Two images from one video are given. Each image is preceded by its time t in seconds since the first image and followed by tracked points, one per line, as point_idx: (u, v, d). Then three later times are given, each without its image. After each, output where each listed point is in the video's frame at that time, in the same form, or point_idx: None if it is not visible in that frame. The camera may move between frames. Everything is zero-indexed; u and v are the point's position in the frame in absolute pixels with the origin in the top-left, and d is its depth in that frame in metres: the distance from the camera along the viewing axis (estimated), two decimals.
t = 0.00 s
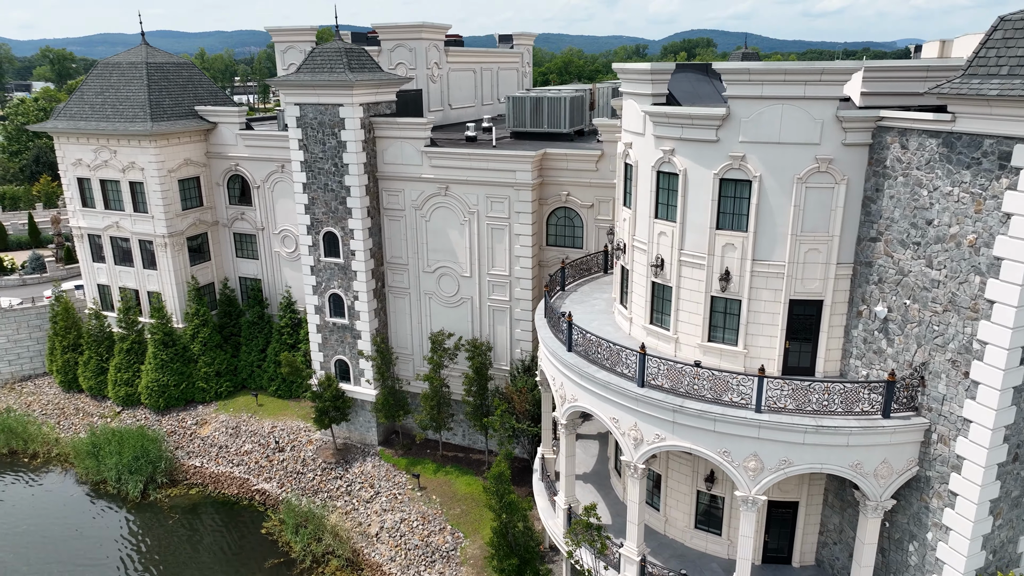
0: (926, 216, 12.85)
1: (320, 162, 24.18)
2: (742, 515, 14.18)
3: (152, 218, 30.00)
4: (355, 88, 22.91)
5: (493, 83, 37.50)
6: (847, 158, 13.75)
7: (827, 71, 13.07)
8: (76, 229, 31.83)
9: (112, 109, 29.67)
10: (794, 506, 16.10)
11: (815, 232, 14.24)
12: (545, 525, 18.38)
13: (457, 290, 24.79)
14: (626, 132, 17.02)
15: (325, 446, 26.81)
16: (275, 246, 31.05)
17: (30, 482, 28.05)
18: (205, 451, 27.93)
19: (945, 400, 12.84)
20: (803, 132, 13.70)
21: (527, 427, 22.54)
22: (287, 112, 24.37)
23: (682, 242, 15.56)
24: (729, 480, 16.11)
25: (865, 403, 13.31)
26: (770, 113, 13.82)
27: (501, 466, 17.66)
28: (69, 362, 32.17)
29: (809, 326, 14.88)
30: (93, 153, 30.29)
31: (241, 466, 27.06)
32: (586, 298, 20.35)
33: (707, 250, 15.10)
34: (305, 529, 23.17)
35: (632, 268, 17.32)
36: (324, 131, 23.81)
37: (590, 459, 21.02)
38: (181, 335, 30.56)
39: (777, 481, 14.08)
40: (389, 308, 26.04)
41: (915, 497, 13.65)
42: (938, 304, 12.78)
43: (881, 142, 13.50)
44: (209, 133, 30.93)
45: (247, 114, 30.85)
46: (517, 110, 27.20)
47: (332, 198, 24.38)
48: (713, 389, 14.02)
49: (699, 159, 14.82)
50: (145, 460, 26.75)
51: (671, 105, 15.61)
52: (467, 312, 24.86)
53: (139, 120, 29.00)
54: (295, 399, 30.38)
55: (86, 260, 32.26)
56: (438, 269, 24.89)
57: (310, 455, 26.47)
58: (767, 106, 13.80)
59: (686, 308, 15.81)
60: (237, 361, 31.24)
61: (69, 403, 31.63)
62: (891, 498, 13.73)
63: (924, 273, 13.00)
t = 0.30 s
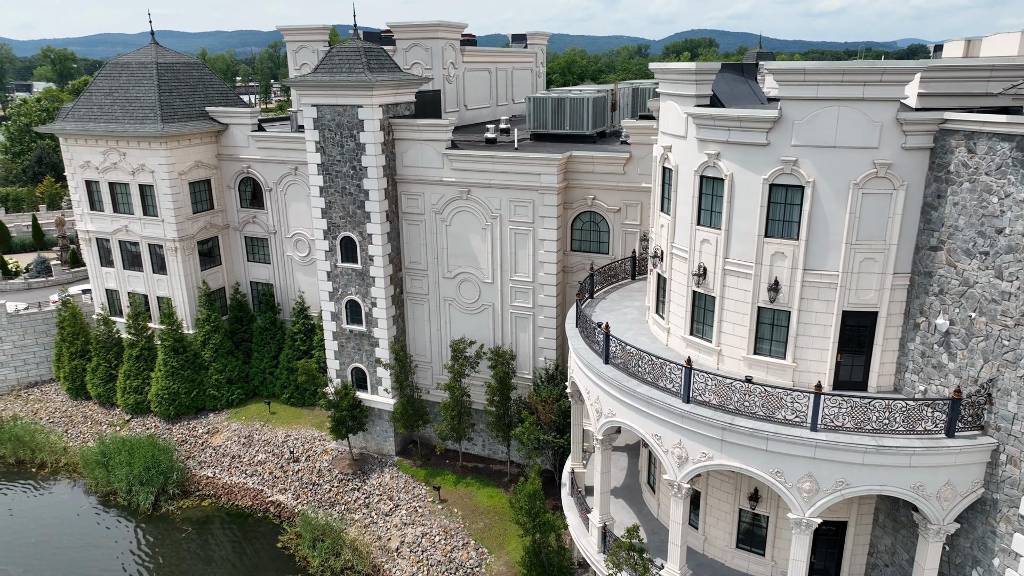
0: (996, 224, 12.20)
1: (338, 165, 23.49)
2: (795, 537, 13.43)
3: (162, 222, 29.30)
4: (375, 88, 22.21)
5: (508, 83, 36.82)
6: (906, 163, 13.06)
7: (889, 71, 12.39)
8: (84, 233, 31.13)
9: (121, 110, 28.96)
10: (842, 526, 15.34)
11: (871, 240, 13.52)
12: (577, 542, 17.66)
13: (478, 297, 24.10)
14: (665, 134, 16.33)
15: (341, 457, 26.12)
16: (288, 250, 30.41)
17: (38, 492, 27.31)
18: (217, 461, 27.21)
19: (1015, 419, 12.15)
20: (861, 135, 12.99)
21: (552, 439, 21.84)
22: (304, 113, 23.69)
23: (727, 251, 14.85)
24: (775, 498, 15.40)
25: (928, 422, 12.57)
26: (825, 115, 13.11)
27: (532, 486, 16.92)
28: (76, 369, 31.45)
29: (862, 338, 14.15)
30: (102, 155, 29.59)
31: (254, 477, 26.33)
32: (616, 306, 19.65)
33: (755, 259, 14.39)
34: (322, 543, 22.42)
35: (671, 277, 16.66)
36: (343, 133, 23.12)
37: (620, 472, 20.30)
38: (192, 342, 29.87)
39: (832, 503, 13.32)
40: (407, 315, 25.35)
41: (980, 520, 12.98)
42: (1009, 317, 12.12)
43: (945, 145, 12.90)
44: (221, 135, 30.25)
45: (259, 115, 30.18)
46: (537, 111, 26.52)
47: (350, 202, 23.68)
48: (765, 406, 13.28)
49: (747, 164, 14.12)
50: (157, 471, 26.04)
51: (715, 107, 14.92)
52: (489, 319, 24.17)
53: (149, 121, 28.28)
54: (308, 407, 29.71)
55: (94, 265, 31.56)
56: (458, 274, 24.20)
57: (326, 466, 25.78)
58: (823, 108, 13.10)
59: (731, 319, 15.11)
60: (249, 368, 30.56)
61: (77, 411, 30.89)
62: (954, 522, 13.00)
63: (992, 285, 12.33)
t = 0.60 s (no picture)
0: None
1: (357, 168, 22.79)
2: (853, 564, 12.70)
3: (173, 226, 28.59)
4: (396, 89, 21.50)
5: (523, 83, 36.11)
6: (973, 168, 12.33)
7: (959, 72, 11.68)
8: (92, 237, 30.43)
9: (131, 111, 28.24)
10: (895, 548, 14.62)
11: (934, 249, 12.78)
12: (612, 562, 16.94)
13: (500, 304, 23.40)
14: (707, 137, 15.63)
15: (358, 467, 25.43)
16: (301, 254, 29.75)
17: (47, 504, 26.60)
18: (230, 472, 26.50)
19: None
20: (925, 138, 12.26)
21: (579, 451, 21.12)
22: (321, 115, 22.99)
23: (776, 259, 14.15)
24: (825, 519, 14.69)
25: (999, 443, 11.84)
26: (887, 118, 12.39)
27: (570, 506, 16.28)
28: (85, 376, 30.74)
29: (922, 353, 13.44)
30: (111, 157, 28.88)
31: (269, 488, 25.60)
32: (649, 314, 18.95)
33: (807, 269, 13.67)
34: (341, 558, 21.72)
35: (713, 286, 15.96)
36: (362, 135, 22.41)
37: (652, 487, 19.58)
38: (203, 348, 29.18)
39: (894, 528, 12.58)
40: (427, 322, 24.65)
41: None
42: None
43: (1015, 150, 12.18)
44: (232, 136, 29.55)
45: (271, 116, 29.48)
46: (559, 113, 25.81)
47: (369, 206, 22.98)
48: (823, 425, 12.55)
49: (800, 168, 13.41)
50: (168, 482, 25.33)
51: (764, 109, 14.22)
52: (512, 326, 23.47)
53: (160, 122, 27.56)
54: (322, 415, 29.02)
55: (102, 269, 30.86)
56: (480, 281, 23.51)
57: (342, 477, 25.09)
58: (884, 110, 12.39)
59: (779, 331, 14.40)
60: (261, 375, 29.88)
61: (85, 420, 30.18)
62: None
63: None
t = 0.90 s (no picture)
0: None
1: (376, 172, 22.07)
2: None
3: (184, 230, 27.86)
4: (419, 90, 20.80)
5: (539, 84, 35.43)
6: None
7: None
8: (100, 241, 29.71)
9: (141, 112, 27.52)
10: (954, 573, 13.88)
11: (1004, 260, 12.04)
12: None
13: (524, 311, 22.69)
14: (753, 141, 14.89)
15: (375, 479, 24.73)
16: (314, 259, 29.07)
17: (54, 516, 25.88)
18: (243, 483, 25.79)
19: None
20: (998, 143, 11.53)
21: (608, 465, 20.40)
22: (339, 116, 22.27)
23: (831, 269, 13.40)
24: (880, 541, 13.95)
25: None
26: (956, 121, 11.68)
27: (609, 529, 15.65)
28: (93, 383, 30.01)
29: (987, 369, 12.71)
30: (121, 160, 28.16)
31: (283, 500, 24.87)
32: (684, 324, 18.24)
33: (866, 279, 12.92)
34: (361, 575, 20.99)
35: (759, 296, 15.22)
36: (382, 137, 21.68)
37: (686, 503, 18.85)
38: (215, 356, 28.47)
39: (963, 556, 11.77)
40: (447, 329, 23.94)
41: None
42: None
43: None
44: (244, 138, 28.85)
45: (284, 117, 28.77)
46: (582, 114, 25.09)
47: (389, 211, 22.26)
48: (888, 446, 11.77)
49: (859, 174, 12.68)
50: (180, 494, 24.61)
51: (817, 111, 13.50)
52: (535, 335, 22.76)
53: (171, 124, 26.82)
54: (336, 424, 28.33)
55: (111, 274, 30.15)
56: (502, 287, 22.81)
57: (360, 489, 24.39)
58: (954, 112, 11.67)
59: (833, 345, 13.64)
60: (274, 382, 29.17)
61: (93, 428, 29.46)
62: None
63: None
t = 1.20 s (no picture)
0: None
1: (397, 176, 21.36)
2: None
3: (195, 234, 27.15)
4: (443, 91, 20.10)
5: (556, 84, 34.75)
6: None
7: None
8: (109, 245, 29.00)
9: (151, 113, 26.80)
10: None
11: None
12: None
13: (549, 319, 21.98)
14: (804, 145, 14.14)
15: (394, 491, 24.04)
16: (329, 264, 28.39)
17: (64, 528, 25.16)
18: (257, 495, 25.08)
19: None
20: None
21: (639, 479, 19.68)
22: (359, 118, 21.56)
23: (892, 280, 12.61)
24: (941, 567, 13.18)
25: None
26: None
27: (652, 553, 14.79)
28: (101, 391, 29.29)
29: None
30: (131, 162, 27.45)
31: (299, 513, 24.14)
32: (722, 336, 17.52)
33: (931, 291, 12.14)
34: None
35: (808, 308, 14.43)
36: (404, 139, 20.98)
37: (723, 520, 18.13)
38: (227, 363, 27.76)
39: None
40: (468, 337, 23.24)
41: None
42: None
43: None
44: (257, 140, 28.17)
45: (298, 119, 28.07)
46: (607, 116, 24.38)
47: (410, 215, 21.56)
48: (962, 471, 10.99)
49: (925, 180, 11.93)
50: (193, 507, 23.90)
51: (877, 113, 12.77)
52: (561, 343, 22.05)
53: (183, 125, 26.11)
54: (352, 433, 27.64)
55: (119, 279, 29.45)
56: (527, 294, 22.10)
57: (378, 502, 23.69)
58: None
59: (893, 360, 12.85)
60: (287, 390, 28.47)
61: (102, 437, 28.74)
62: None
63: None
